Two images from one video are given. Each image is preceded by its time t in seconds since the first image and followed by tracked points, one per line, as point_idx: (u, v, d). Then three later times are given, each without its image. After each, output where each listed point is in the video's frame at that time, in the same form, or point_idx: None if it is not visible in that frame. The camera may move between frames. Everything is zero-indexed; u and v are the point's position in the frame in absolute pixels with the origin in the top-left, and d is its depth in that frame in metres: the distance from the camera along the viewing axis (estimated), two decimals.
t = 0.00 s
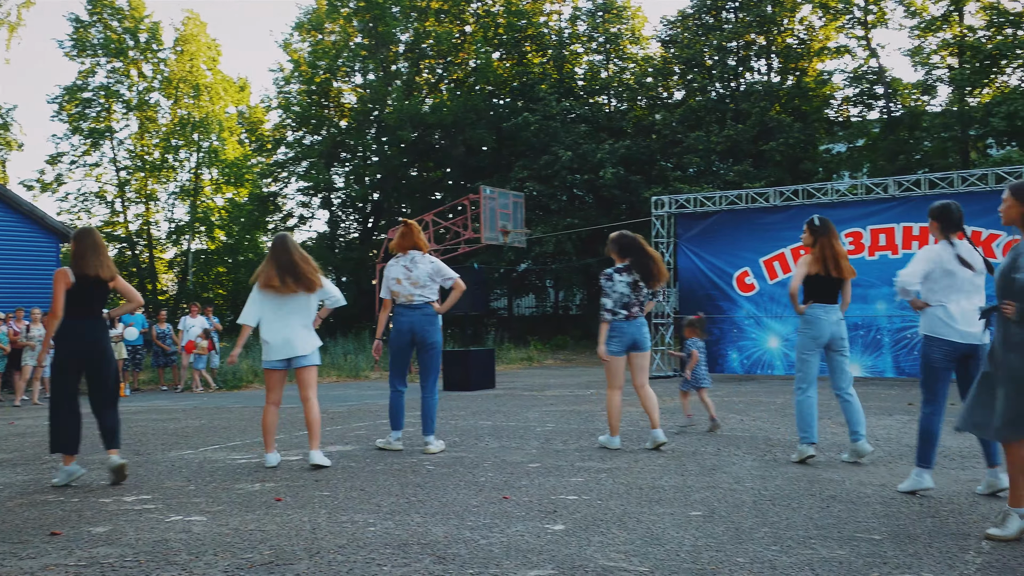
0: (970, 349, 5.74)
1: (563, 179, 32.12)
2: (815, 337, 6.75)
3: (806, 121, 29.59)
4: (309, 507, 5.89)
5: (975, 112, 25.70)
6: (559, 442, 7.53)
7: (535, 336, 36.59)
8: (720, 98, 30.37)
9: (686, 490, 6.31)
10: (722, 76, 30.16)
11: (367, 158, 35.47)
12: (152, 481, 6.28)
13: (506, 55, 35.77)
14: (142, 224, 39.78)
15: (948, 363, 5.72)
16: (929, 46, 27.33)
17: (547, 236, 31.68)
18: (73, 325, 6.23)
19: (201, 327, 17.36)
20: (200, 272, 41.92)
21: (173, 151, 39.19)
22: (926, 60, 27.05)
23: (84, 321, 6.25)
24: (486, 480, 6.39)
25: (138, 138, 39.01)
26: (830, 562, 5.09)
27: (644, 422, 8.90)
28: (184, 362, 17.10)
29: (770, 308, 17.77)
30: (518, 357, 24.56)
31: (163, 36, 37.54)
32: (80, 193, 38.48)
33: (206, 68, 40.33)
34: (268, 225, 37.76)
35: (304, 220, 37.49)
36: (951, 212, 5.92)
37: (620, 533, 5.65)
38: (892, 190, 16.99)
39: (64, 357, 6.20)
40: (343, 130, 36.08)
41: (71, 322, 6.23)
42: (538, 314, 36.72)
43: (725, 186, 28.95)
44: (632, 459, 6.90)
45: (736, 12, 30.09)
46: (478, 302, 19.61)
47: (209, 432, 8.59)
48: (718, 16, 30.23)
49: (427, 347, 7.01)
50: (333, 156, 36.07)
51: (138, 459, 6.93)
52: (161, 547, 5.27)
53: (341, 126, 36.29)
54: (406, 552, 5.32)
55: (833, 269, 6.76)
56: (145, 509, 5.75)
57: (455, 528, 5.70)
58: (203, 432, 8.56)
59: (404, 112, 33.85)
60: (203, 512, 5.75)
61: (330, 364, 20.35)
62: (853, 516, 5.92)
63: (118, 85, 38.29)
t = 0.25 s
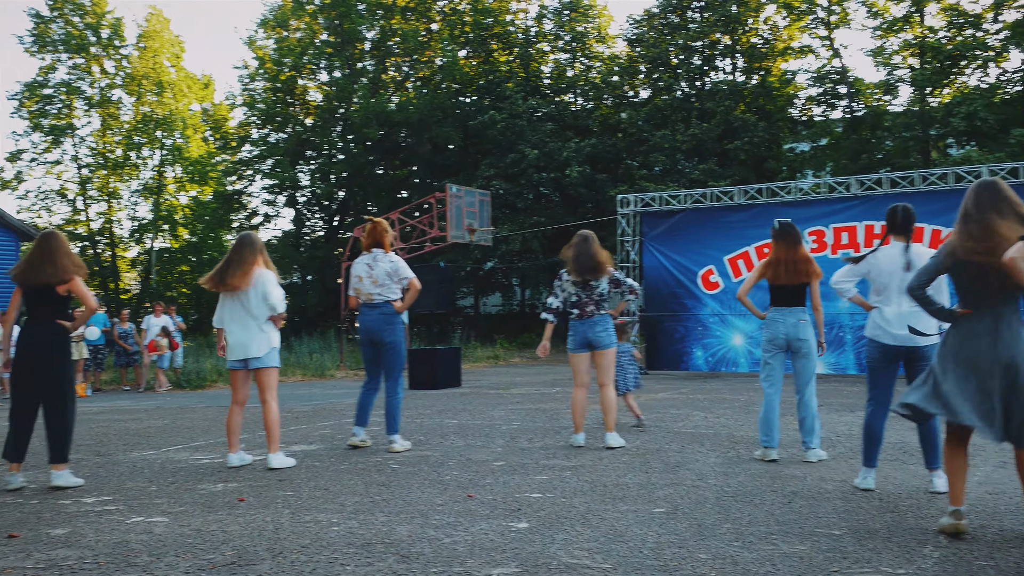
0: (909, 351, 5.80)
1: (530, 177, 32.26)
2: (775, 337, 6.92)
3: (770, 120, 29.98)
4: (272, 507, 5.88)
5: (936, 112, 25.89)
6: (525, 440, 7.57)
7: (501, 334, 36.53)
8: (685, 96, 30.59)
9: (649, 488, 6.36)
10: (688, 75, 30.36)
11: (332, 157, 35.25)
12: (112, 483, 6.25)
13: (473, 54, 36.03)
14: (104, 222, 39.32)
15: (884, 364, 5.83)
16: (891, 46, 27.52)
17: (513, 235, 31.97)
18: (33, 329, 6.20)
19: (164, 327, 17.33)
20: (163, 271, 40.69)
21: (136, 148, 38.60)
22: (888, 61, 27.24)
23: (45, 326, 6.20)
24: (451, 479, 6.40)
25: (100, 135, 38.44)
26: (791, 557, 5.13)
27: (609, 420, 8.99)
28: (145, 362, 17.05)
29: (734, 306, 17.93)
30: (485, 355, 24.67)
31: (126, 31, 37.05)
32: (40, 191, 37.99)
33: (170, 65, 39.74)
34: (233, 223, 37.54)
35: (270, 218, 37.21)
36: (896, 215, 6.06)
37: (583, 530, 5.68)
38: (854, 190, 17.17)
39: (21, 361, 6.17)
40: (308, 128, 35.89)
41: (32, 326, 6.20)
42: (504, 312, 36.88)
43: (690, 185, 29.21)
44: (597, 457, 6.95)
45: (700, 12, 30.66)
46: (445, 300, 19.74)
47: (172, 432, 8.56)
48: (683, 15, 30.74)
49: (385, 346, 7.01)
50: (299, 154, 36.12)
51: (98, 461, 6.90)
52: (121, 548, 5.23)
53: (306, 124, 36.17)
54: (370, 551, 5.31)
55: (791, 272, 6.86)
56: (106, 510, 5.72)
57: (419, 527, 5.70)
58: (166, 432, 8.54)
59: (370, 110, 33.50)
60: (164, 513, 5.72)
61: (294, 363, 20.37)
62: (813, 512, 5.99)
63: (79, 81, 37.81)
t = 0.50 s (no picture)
0: (856, 349, 5.91)
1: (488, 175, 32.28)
2: (736, 336, 7.03)
3: (728, 120, 30.25)
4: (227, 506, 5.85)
5: (890, 113, 26.05)
6: (483, 438, 7.60)
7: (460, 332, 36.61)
8: (644, 95, 30.70)
9: (606, 484, 6.41)
10: (646, 74, 30.47)
11: (289, 153, 35.25)
12: (64, 482, 6.18)
13: (433, 52, 35.98)
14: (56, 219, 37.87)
15: (833, 362, 5.95)
16: (846, 48, 27.98)
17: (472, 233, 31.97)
18: None
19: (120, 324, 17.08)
20: (117, 269, 39.21)
21: (89, 144, 37.40)
22: (843, 62, 27.62)
23: None
24: (409, 477, 6.41)
25: (52, 130, 37.28)
26: (746, 552, 5.18)
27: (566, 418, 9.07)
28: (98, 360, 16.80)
29: (690, 304, 18.10)
30: (444, 354, 24.69)
31: (79, 24, 36.14)
32: None
33: (124, 59, 38.65)
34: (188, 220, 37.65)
35: (227, 215, 37.49)
36: (845, 215, 6.17)
37: (541, 527, 5.70)
38: (808, 189, 17.40)
39: None
40: (265, 124, 35.82)
41: None
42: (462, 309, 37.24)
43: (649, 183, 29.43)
44: (554, 454, 7.00)
45: (659, 12, 30.76)
46: (404, 298, 19.72)
47: (125, 432, 8.47)
48: (641, 15, 30.87)
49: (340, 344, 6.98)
50: (256, 150, 35.86)
51: (49, 461, 6.81)
52: (73, 549, 5.16)
53: (264, 121, 36.06)
54: (327, 550, 5.29)
55: (748, 272, 6.95)
56: (57, 511, 5.65)
57: (377, 525, 5.69)
58: (118, 432, 8.44)
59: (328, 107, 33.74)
60: (118, 513, 5.67)
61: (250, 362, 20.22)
62: (767, 507, 6.06)
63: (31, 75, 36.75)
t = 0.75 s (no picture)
0: (817, 347, 5.98)
1: (451, 172, 32.23)
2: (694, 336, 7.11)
3: (689, 120, 30.40)
4: (185, 505, 5.81)
5: (848, 114, 26.46)
6: (444, 435, 7.62)
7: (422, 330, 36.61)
8: (606, 94, 30.76)
9: (567, 481, 6.45)
10: (608, 73, 30.61)
11: (250, 149, 34.88)
12: (18, 481, 6.11)
13: (395, 48, 35.81)
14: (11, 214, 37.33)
15: (793, 360, 6.02)
16: (805, 49, 28.28)
17: (434, 230, 31.92)
18: None
19: (77, 321, 16.93)
20: (73, 265, 38.79)
21: (46, 138, 36.75)
22: (802, 63, 27.88)
23: None
24: (369, 475, 6.42)
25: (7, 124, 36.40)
26: (704, 548, 5.22)
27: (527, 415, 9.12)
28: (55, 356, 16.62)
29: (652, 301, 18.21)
30: (406, 351, 24.67)
31: (36, 16, 35.48)
32: None
33: (82, 53, 37.93)
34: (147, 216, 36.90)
35: (186, 211, 37.10)
36: (803, 215, 6.25)
37: (501, 524, 5.71)
38: (768, 189, 17.60)
39: None
40: (225, 119, 35.16)
41: None
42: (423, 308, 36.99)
43: (610, 182, 29.44)
44: (515, 452, 7.04)
45: (621, 11, 31.05)
46: (366, 296, 19.66)
47: (81, 430, 8.38)
48: (604, 15, 31.12)
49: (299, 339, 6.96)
50: (216, 146, 35.27)
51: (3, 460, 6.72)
52: (25, 549, 5.09)
53: (224, 116, 35.39)
54: (285, 548, 5.26)
55: (709, 280, 7.07)
56: (10, 511, 5.58)
57: (336, 523, 5.67)
58: (73, 430, 8.35)
59: (290, 104, 33.83)
60: (72, 512, 5.61)
61: (209, 359, 20.12)
62: (726, 503, 6.12)
63: None
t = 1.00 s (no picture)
0: (772, 359, 6.06)
1: (411, 169, 32.48)
2: (645, 342, 7.15)
3: (648, 118, 30.77)
4: (138, 503, 5.78)
5: (805, 114, 27.07)
6: (401, 432, 7.65)
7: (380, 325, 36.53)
8: (567, 92, 30.77)
9: (523, 479, 6.49)
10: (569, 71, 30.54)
11: (208, 143, 34.45)
12: None
13: (355, 44, 35.50)
14: None
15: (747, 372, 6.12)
16: (763, 50, 28.41)
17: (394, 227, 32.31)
18: None
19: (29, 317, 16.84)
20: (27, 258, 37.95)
21: None
22: (761, 63, 28.16)
23: None
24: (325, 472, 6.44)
25: None
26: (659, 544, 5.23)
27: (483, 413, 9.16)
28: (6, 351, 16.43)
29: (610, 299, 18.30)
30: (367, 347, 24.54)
31: None
32: None
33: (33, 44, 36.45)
34: (102, 210, 36.31)
35: (142, 205, 36.49)
36: (758, 226, 6.32)
37: (457, 521, 5.71)
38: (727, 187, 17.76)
39: None
40: (183, 113, 34.74)
41: None
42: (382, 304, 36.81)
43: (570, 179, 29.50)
44: (471, 449, 7.09)
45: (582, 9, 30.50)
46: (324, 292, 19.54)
47: (28, 427, 8.26)
48: (565, 12, 30.59)
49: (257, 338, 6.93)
50: (173, 140, 34.87)
51: None
52: None
53: (181, 109, 34.95)
54: (239, 546, 5.21)
55: (663, 287, 7.12)
56: None
57: (291, 520, 5.64)
58: (22, 427, 8.24)
59: (248, 97, 33.32)
60: (22, 510, 5.56)
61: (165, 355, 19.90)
62: (682, 499, 6.17)
63: None
